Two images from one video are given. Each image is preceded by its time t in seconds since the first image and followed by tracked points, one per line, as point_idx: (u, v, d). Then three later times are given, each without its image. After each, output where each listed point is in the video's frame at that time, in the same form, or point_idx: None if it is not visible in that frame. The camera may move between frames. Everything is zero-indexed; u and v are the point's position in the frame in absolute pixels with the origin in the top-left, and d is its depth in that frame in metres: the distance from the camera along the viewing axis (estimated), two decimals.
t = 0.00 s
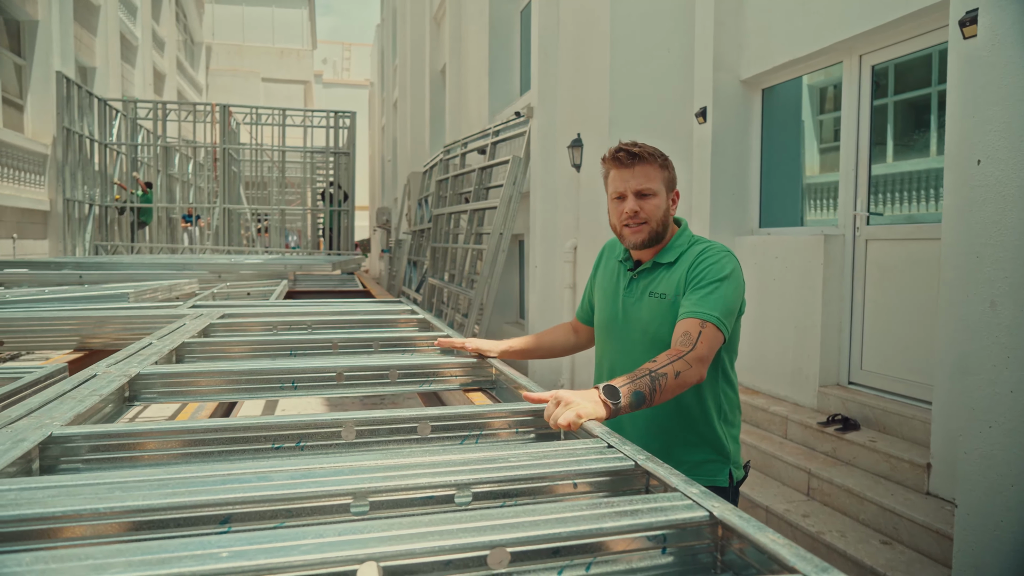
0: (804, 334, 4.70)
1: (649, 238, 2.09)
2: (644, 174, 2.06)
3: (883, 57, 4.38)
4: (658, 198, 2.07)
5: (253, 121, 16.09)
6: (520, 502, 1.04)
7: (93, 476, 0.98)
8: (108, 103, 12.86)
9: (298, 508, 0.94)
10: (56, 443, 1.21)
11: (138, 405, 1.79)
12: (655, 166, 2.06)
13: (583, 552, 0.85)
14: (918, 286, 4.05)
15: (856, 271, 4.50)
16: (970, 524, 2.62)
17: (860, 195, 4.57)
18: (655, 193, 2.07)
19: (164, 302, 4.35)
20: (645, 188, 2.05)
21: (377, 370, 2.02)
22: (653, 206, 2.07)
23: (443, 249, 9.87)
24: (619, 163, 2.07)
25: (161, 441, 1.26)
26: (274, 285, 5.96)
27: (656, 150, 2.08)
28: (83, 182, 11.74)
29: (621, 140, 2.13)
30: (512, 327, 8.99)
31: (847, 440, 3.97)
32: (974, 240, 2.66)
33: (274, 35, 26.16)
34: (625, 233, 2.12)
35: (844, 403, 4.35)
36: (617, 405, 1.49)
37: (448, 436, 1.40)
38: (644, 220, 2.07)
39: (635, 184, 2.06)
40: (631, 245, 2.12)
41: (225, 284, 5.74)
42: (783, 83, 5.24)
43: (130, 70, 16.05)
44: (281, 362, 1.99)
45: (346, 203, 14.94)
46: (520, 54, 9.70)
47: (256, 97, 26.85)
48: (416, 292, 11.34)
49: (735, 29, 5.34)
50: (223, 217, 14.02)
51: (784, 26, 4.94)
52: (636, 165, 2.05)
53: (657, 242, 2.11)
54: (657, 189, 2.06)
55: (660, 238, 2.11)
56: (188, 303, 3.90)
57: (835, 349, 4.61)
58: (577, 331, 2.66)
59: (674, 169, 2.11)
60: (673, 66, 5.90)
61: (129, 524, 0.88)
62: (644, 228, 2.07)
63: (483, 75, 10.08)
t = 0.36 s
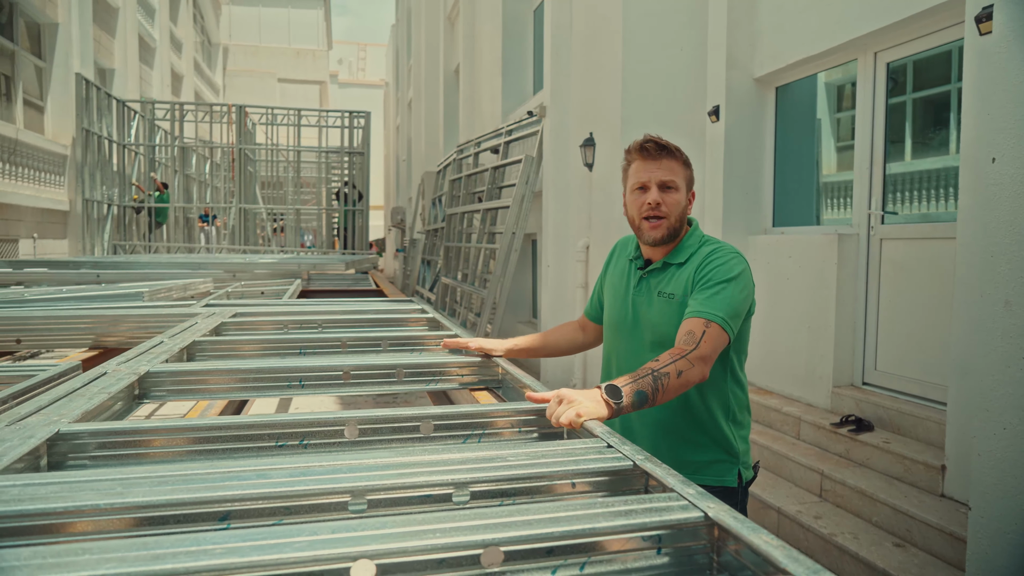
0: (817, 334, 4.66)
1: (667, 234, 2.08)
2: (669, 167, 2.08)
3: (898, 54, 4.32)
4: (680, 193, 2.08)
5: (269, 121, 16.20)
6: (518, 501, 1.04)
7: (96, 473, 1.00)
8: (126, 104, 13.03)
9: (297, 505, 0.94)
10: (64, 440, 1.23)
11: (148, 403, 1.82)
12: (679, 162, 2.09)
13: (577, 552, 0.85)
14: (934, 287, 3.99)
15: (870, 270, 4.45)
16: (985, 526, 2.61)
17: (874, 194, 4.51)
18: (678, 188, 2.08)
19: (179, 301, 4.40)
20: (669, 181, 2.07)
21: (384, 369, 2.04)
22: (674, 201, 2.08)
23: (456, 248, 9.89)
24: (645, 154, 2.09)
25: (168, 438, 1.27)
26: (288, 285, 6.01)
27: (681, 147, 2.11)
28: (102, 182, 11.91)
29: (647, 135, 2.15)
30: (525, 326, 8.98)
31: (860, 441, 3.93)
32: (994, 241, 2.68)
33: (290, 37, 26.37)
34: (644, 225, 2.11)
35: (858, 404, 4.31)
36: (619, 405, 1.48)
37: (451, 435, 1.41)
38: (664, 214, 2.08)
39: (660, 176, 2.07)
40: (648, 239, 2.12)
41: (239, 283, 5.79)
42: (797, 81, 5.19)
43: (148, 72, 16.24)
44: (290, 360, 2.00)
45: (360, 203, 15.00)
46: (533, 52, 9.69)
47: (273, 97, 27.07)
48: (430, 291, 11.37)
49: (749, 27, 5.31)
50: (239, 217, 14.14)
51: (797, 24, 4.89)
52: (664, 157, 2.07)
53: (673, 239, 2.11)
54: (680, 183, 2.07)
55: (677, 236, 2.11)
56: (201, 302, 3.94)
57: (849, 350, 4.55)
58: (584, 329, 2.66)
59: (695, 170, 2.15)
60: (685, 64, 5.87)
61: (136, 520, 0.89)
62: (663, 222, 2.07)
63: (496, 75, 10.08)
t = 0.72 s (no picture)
0: (828, 334, 4.62)
1: (684, 233, 2.07)
2: (688, 167, 2.07)
3: (910, 52, 4.28)
4: (696, 194, 2.09)
5: (282, 121, 16.31)
6: (512, 503, 1.04)
7: (95, 471, 1.01)
8: (142, 105, 13.18)
9: (290, 505, 0.95)
10: (67, 440, 1.24)
11: (153, 402, 1.84)
12: (698, 162, 2.08)
13: (566, 554, 0.85)
14: (948, 287, 3.94)
15: (882, 269, 4.41)
16: (996, 529, 2.72)
17: (887, 194, 4.47)
18: (695, 189, 2.08)
19: (190, 300, 4.44)
20: (687, 181, 2.06)
21: (388, 368, 2.04)
22: (691, 202, 2.07)
23: (468, 247, 9.90)
24: (665, 153, 2.08)
25: (169, 438, 1.29)
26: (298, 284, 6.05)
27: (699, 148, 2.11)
28: (117, 183, 12.06)
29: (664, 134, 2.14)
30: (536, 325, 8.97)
31: (871, 442, 3.89)
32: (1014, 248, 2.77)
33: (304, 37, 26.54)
34: (659, 224, 2.09)
35: (869, 405, 4.27)
36: (618, 405, 1.51)
37: (450, 436, 1.41)
38: (681, 214, 2.07)
39: (678, 176, 2.06)
40: (662, 238, 2.10)
41: (251, 283, 5.84)
42: (809, 79, 5.15)
43: (164, 73, 16.42)
44: (294, 360, 2.01)
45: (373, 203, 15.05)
46: (544, 51, 9.68)
47: (287, 98, 27.25)
48: (442, 291, 11.39)
49: (760, 25, 5.27)
50: (253, 216, 14.25)
51: (809, 21, 4.86)
52: (683, 157, 2.06)
53: (687, 240, 2.10)
54: (698, 184, 2.07)
55: (691, 237, 2.11)
56: (211, 301, 3.97)
57: (861, 350, 4.51)
58: (588, 325, 2.65)
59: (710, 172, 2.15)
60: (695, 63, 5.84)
61: (137, 519, 0.90)
62: (680, 222, 2.06)
63: (507, 74, 10.08)
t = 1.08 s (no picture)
0: (836, 334, 4.59)
1: (677, 242, 2.03)
2: (675, 175, 2.00)
3: (920, 49, 4.23)
4: (687, 200, 2.03)
5: (292, 120, 16.39)
6: (504, 506, 1.03)
7: (89, 471, 1.02)
8: (153, 106, 13.29)
9: (281, 507, 0.95)
10: (64, 439, 1.25)
11: (154, 402, 1.84)
12: (684, 168, 2.00)
13: (555, 558, 0.84)
14: (958, 287, 3.89)
15: (892, 269, 4.36)
16: (1002, 531, 2.73)
17: (896, 192, 4.42)
18: (684, 196, 2.02)
19: (198, 299, 4.47)
20: (676, 191, 1.99)
21: (388, 369, 2.04)
22: (683, 209, 2.02)
23: (476, 246, 9.91)
24: (649, 165, 2.00)
25: (169, 437, 1.29)
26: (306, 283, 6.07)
27: (683, 152, 2.02)
28: (129, 182, 12.16)
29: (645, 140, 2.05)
30: (544, 324, 8.95)
31: (879, 444, 3.86)
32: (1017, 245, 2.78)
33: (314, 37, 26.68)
34: (654, 237, 2.04)
35: (878, 406, 4.23)
36: (615, 408, 1.54)
37: (446, 437, 1.40)
38: (674, 224, 2.02)
39: (666, 188, 1.99)
40: (659, 249, 2.06)
41: (259, 283, 5.88)
42: (818, 77, 5.11)
43: (174, 73, 16.54)
44: (295, 360, 2.01)
45: (382, 202, 15.09)
46: (552, 49, 9.66)
47: (297, 97, 27.38)
48: (450, 290, 11.40)
49: (768, 23, 5.24)
50: (263, 216, 14.33)
51: (817, 20, 4.81)
52: (668, 167, 1.98)
53: (682, 246, 2.06)
54: (687, 191, 2.01)
55: (685, 242, 2.07)
56: (218, 301, 3.99)
57: (870, 351, 4.47)
58: (590, 333, 2.64)
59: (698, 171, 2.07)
60: (702, 62, 5.81)
61: (132, 519, 0.90)
62: (673, 233, 2.01)
63: (516, 73, 10.08)
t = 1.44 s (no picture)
0: (842, 334, 4.55)
1: (650, 240, 2.03)
2: (643, 172, 1.99)
3: (927, 46, 4.18)
4: (658, 196, 2.01)
5: (299, 119, 16.43)
6: (492, 507, 1.00)
7: (75, 470, 1.00)
8: (161, 105, 13.35)
9: (264, 507, 0.93)
10: (53, 437, 1.24)
11: (151, 400, 1.84)
12: (652, 164, 1.99)
13: (540, 561, 0.81)
14: (964, 287, 3.85)
15: (899, 270, 4.32)
16: (1010, 534, 2.72)
17: (903, 191, 4.37)
18: (655, 191, 2.01)
19: (202, 298, 4.47)
20: (644, 187, 1.98)
21: (385, 368, 2.03)
22: (654, 205, 2.01)
23: (481, 245, 9.89)
24: (616, 160, 1.99)
25: (163, 436, 1.28)
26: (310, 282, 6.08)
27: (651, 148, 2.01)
28: (137, 181, 12.22)
29: (614, 137, 2.05)
30: (550, 324, 8.92)
31: (886, 445, 3.81)
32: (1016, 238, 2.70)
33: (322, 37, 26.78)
34: (626, 234, 2.05)
35: (885, 407, 4.18)
36: (612, 413, 1.52)
37: (438, 437, 1.39)
38: (646, 221, 2.01)
39: (634, 183, 1.98)
40: (631, 249, 2.07)
41: (263, 282, 5.89)
42: (825, 75, 5.07)
43: (182, 72, 16.63)
44: (291, 358, 2.00)
45: (388, 201, 15.10)
46: (558, 47, 9.64)
47: (305, 97, 27.47)
48: (456, 289, 11.38)
49: (774, 19, 5.20)
50: (270, 215, 14.37)
51: (824, 17, 4.77)
52: (634, 163, 1.98)
53: (656, 244, 2.04)
54: (658, 187, 1.99)
55: (660, 239, 2.06)
56: (221, 299, 3.99)
57: (877, 351, 4.43)
58: (585, 332, 2.63)
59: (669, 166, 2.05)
60: (707, 59, 5.77)
61: (124, 518, 0.89)
62: (646, 230, 2.01)
63: (521, 72, 10.06)
